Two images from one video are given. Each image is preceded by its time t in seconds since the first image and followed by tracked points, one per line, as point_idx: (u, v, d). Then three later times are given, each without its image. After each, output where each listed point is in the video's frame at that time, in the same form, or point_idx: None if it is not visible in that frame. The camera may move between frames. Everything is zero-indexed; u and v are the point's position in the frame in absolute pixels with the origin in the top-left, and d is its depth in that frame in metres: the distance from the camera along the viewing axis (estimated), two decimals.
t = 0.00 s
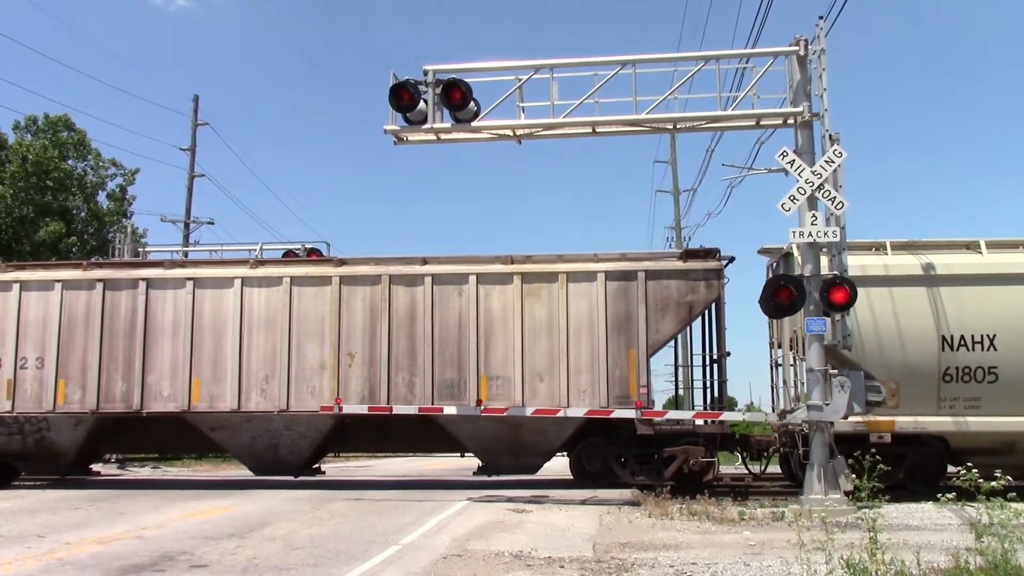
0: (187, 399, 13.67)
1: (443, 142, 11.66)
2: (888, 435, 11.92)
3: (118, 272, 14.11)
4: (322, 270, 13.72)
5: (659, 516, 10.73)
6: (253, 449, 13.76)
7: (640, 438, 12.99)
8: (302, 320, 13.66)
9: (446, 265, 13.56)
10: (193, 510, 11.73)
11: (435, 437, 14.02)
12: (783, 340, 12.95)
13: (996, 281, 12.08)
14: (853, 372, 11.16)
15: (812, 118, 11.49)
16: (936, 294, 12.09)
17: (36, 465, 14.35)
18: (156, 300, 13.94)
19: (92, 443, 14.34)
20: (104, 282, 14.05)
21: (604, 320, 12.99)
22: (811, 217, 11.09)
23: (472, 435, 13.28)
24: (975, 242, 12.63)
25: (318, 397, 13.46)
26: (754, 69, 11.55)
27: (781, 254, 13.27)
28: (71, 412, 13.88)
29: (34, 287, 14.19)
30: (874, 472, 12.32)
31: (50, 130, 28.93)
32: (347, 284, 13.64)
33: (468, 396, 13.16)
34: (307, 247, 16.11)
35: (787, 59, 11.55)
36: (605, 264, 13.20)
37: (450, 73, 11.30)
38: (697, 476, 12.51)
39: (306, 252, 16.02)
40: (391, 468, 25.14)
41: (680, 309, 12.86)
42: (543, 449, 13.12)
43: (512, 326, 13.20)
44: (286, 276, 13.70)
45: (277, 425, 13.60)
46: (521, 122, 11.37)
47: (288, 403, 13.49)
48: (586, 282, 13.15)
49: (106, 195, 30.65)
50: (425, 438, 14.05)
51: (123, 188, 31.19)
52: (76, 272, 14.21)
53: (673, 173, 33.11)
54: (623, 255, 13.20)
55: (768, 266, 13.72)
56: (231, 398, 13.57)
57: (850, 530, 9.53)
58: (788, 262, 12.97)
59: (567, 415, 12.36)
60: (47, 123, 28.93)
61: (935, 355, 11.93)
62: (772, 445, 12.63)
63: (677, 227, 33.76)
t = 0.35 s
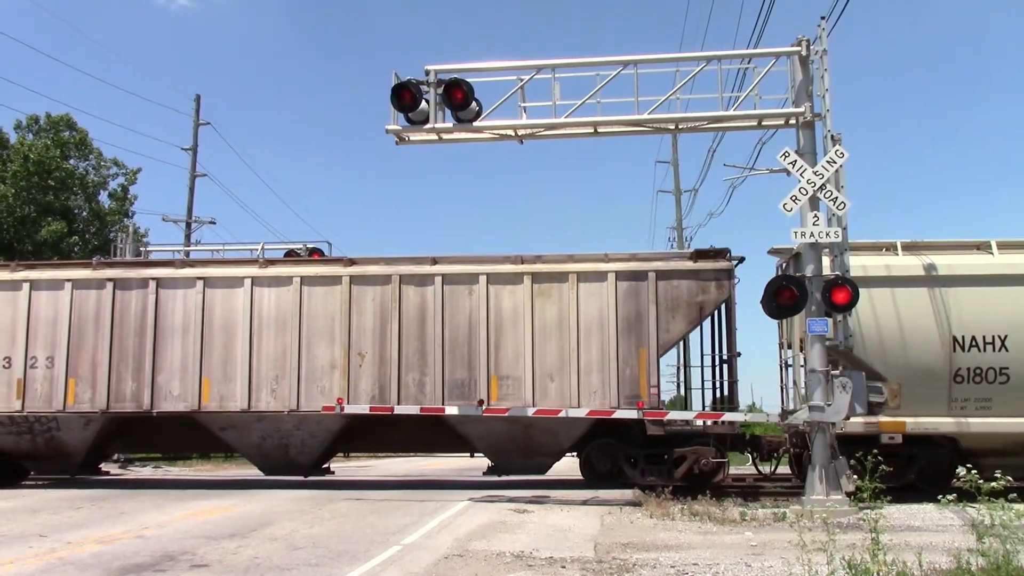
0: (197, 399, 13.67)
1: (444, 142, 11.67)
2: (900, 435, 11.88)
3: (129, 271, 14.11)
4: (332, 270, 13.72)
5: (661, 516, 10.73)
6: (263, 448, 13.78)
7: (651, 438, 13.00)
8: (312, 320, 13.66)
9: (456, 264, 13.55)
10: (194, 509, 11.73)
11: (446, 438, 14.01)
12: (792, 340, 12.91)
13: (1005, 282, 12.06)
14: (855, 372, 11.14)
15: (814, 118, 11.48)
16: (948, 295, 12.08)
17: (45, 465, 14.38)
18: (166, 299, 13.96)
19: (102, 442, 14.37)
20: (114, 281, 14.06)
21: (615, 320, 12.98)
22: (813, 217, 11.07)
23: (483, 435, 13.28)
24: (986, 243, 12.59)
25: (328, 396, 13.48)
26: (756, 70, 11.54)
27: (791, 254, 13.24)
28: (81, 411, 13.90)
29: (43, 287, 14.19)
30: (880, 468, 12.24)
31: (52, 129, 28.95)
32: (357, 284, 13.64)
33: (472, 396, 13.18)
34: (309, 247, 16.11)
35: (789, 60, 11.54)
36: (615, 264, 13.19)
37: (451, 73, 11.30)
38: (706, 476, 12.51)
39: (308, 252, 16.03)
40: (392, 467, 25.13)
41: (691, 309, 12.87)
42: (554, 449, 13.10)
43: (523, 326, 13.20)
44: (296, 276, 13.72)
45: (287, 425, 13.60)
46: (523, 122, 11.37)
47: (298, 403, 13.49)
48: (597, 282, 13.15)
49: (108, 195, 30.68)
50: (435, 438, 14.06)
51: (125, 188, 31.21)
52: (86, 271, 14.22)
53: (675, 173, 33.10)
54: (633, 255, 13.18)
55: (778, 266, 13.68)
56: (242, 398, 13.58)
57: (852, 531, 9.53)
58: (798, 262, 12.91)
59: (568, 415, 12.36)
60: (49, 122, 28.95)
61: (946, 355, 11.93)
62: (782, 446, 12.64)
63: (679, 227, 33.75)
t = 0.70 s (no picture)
0: (207, 398, 13.69)
1: (445, 142, 11.68)
2: (911, 435, 11.93)
3: (139, 271, 14.12)
4: (343, 269, 13.74)
5: (662, 516, 10.73)
6: (274, 447, 13.78)
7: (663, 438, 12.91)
8: (324, 320, 13.66)
9: (466, 265, 13.56)
10: (195, 509, 11.74)
11: (456, 438, 13.99)
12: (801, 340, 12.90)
13: (1017, 283, 12.06)
14: (857, 373, 11.12)
15: (815, 119, 11.48)
16: (960, 295, 12.09)
17: (55, 464, 14.40)
18: (177, 298, 13.97)
19: (112, 442, 14.38)
20: (124, 280, 14.06)
21: (625, 319, 12.96)
22: (814, 218, 11.07)
23: (494, 435, 13.24)
24: (997, 243, 12.59)
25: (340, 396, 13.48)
26: (756, 70, 11.54)
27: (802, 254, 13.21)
28: (92, 410, 13.91)
29: (54, 286, 14.21)
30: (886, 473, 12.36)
31: (52, 129, 28.98)
32: (367, 284, 13.64)
33: (475, 396, 13.21)
34: (310, 247, 16.13)
35: (790, 60, 11.54)
36: (626, 264, 13.18)
37: (452, 73, 11.30)
38: (718, 476, 12.51)
39: (308, 251, 16.05)
40: (393, 467, 25.13)
41: (702, 309, 12.82)
42: (565, 450, 13.11)
43: (534, 326, 13.19)
44: (306, 275, 13.72)
45: (298, 425, 13.64)
46: (523, 122, 11.38)
47: (309, 403, 13.50)
48: (608, 282, 13.14)
49: (109, 195, 30.70)
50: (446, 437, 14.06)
51: (126, 188, 31.22)
52: (96, 270, 14.23)
53: (675, 174, 33.11)
54: (643, 254, 13.15)
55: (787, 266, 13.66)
56: (253, 398, 13.58)
57: (853, 531, 9.53)
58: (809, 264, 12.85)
59: (570, 415, 12.37)
60: (50, 122, 28.98)
61: (958, 355, 11.94)
62: (793, 446, 12.61)
63: (680, 227, 33.75)
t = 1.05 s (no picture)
0: (219, 399, 13.70)
1: (446, 142, 11.68)
2: (924, 435, 11.92)
3: (149, 272, 14.14)
4: (354, 270, 13.74)
5: (663, 516, 10.73)
6: (285, 449, 13.81)
7: (674, 438, 12.91)
8: (334, 321, 13.66)
9: (477, 265, 13.54)
10: (196, 510, 11.74)
11: (468, 438, 14.00)
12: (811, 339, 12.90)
13: None
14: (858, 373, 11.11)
15: (816, 118, 11.47)
16: (973, 295, 12.07)
17: (67, 465, 14.39)
18: (188, 299, 13.98)
19: (123, 443, 14.38)
20: (135, 282, 14.08)
21: (637, 319, 12.94)
22: (815, 218, 11.07)
23: (506, 435, 13.24)
24: (1009, 242, 12.61)
25: (351, 397, 13.49)
26: (757, 69, 11.54)
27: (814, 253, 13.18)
28: (103, 412, 13.91)
29: (65, 287, 14.22)
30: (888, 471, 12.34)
31: (53, 130, 28.99)
32: (378, 284, 13.64)
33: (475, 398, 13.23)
34: (310, 247, 16.15)
35: (791, 60, 11.54)
36: (637, 264, 13.13)
37: (452, 74, 11.29)
38: (731, 475, 12.49)
39: (310, 252, 16.06)
40: (394, 467, 25.14)
41: (714, 309, 12.78)
42: (576, 449, 13.11)
43: (545, 326, 13.18)
44: (318, 276, 13.73)
45: (309, 426, 13.65)
46: (524, 122, 11.38)
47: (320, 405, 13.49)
48: (619, 282, 13.09)
49: (110, 196, 30.72)
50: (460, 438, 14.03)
51: (127, 189, 31.23)
52: (107, 271, 14.25)
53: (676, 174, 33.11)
54: (654, 254, 13.12)
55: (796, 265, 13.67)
56: (264, 398, 13.59)
57: (854, 531, 9.53)
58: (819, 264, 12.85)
59: (571, 415, 12.37)
60: (51, 123, 29.00)
61: (970, 355, 11.93)
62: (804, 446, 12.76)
63: (681, 226, 33.75)
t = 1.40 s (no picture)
0: (231, 399, 13.71)
1: (446, 142, 11.69)
2: (938, 433, 11.87)
3: (161, 273, 14.15)
4: (365, 269, 13.75)
5: (666, 515, 10.73)
6: (297, 450, 13.78)
7: (687, 438, 12.82)
8: (346, 322, 13.66)
9: (489, 264, 13.53)
10: (198, 511, 11.75)
11: (481, 437, 14.03)
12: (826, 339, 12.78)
13: None
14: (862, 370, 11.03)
15: (817, 117, 11.46)
16: (986, 293, 12.02)
17: (79, 466, 14.39)
18: (200, 300, 14.00)
19: (136, 444, 14.39)
20: (147, 282, 14.09)
21: (649, 318, 12.91)
22: (816, 216, 11.06)
23: (518, 434, 13.23)
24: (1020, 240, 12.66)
25: (363, 396, 13.50)
26: (757, 68, 11.53)
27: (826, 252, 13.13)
28: (116, 413, 13.93)
29: (76, 288, 14.23)
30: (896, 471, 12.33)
31: (54, 132, 29.03)
32: (390, 284, 13.64)
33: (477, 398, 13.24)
34: (311, 248, 16.17)
35: (791, 58, 11.53)
36: (649, 263, 13.12)
37: (453, 73, 11.29)
38: (744, 474, 12.38)
39: (311, 253, 16.07)
40: (397, 467, 25.17)
41: (726, 307, 12.74)
42: (589, 449, 13.09)
43: (558, 326, 13.16)
44: (329, 276, 13.74)
45: (321, 426, 13.66)
46: (524, 122, 11.38)
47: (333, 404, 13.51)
48: (631, 280, 13.06)
49: (111, 197, 30.74)
50: (471, 437, 14.12)
51: (129, 190, 31.25)
52: (118, 272, 14.26)
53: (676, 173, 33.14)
54: (666, 253, 13.10)
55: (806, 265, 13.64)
56: (276, 399, 13.61)
57: (857, 529, 9.53)
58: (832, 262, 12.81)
59: (573, 414, 12.46)
60: (52, 125, 29.03)
61: (984, 352, 11.91)
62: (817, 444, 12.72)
63: (682, 225, 33.75)
